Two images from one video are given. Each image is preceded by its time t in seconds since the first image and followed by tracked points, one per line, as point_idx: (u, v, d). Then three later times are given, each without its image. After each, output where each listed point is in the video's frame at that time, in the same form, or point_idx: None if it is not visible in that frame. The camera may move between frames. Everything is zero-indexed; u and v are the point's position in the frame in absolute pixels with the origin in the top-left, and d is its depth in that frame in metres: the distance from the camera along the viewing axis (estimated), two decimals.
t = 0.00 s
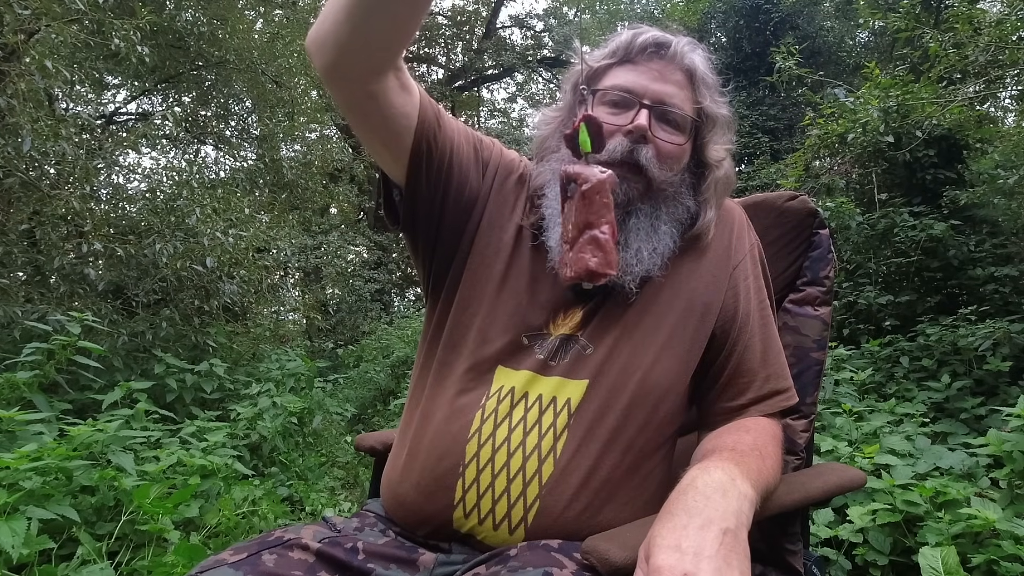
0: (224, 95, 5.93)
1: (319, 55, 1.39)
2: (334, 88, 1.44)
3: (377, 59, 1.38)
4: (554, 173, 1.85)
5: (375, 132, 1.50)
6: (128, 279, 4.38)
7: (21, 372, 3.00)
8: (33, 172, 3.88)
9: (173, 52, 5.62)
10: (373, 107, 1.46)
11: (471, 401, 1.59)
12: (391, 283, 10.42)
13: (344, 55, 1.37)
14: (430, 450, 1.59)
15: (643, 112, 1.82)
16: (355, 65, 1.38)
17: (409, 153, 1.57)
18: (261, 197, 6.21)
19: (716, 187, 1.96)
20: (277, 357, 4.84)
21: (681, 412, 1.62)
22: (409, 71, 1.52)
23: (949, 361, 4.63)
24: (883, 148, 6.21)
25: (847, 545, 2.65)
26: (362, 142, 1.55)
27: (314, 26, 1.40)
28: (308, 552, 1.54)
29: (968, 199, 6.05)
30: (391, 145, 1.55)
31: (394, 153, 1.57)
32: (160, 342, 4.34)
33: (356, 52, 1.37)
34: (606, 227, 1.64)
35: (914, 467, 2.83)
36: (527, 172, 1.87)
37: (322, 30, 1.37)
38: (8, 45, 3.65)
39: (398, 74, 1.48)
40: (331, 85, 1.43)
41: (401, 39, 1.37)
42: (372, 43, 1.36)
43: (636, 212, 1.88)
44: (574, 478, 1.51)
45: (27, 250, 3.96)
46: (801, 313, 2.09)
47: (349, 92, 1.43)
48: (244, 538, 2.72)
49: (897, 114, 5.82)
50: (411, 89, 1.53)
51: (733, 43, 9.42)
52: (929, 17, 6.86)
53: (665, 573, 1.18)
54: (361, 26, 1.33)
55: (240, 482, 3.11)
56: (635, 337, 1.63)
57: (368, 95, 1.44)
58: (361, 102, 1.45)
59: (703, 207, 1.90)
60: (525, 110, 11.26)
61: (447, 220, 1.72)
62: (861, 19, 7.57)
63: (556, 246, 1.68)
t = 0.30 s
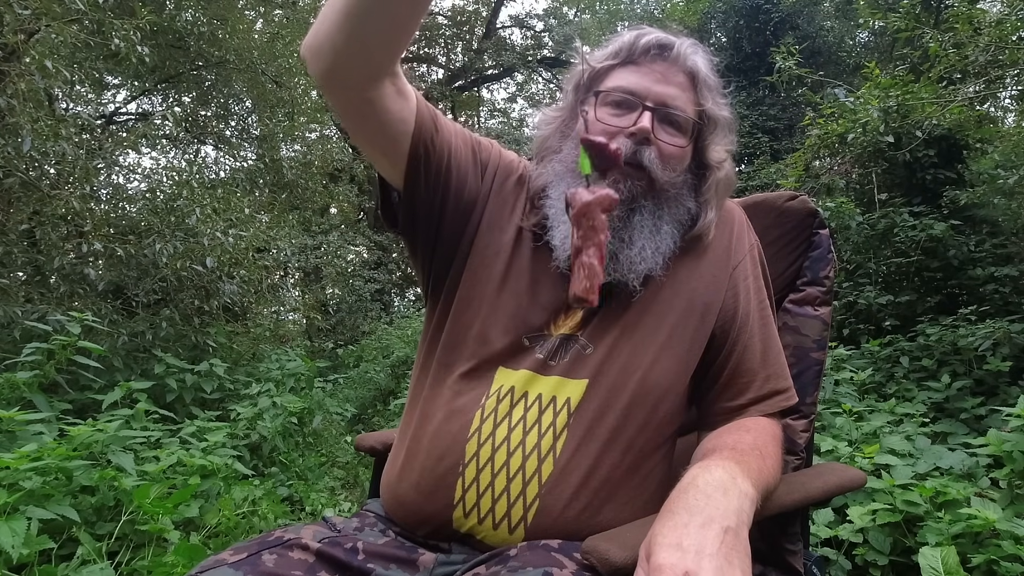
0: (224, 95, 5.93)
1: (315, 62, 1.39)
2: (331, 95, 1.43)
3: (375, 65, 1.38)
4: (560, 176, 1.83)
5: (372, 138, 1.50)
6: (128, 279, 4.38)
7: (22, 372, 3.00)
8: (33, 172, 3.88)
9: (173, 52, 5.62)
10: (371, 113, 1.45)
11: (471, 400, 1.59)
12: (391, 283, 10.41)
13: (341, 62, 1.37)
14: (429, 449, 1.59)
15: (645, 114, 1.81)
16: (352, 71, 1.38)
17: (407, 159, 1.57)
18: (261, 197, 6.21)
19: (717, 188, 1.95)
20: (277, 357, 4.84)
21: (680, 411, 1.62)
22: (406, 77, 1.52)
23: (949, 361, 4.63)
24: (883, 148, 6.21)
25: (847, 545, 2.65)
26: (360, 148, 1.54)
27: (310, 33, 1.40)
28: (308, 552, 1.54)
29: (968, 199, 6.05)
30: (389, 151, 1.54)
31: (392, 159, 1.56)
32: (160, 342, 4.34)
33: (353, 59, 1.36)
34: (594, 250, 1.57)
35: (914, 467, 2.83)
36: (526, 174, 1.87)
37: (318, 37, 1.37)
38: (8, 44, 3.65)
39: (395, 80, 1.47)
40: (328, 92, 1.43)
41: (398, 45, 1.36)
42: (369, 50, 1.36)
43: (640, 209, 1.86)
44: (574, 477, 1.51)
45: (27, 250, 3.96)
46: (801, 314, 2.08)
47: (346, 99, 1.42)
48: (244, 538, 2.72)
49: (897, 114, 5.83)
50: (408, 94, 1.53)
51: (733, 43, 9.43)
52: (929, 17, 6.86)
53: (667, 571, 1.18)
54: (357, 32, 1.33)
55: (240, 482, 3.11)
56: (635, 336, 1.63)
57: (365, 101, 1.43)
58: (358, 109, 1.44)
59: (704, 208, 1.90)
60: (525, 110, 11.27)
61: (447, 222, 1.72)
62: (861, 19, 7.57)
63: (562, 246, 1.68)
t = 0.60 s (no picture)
0: (224, 95, 5.93)
1: (311, 69, 1.39)
2: (327, 102, 1.43)
3: (371, 72, 1.38)
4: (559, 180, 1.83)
5: (369, 143, 1.50)
6: (128, 279, 4.38)
7: (22, 372, 3.00)
8: (33, 172, 3.88)
9: (173, 52, 5.62)
10: (367, 119, 1.45)
11: (471, 401, 1.60)
12: (391, 283, 10.39)
13: (336, 69, 1.37)
14: (430, 450, 1.60)
15: (642, 118, 1.81)
16: (349, 79, 1.38)
17: (405, 162, 1.57)
18: (261, 197, 6.20)
19: (717, 188, 1.96)
20: (277, 357, 4.84)
21: (681, 412, 1.62)
22: (402, 81, 1.51)
23: (949, 361, 4.63)
24: (883, 148, 6.20)
25: (847, 545, 2.65)
26: (357, 152, 1.54)
27: (304, 40, 1.40)
28: (308, 552, 1.54)
29: (968, 199, 6.05)
30: (387, 155, 1.54)
31: (390, 163, 1.56)
32: (160, 342, 4.34)
33: (349, 67, 1.36)
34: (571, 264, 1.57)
35: (914, 467, 2.83)
36: (526, 174, 1.86)
37: (313, 44, 1.37)
38: (7, 44, 3.65)
39: (392, 84, 1.47)
40: (324, 99, 1.43)
41: (392, 53, 1.36)
42: (365, 56, 1.35)
43: (640, 211, 1.86)
44: (574, 478, 1.51)
45: (27, 250, 3.96)
46: (801, 313, 2.08)
47: (342, 106, 1.42)
48: (244, 538, 2.72)
49: (897, 114, 5.82)
50: (405, 97, 1.52)
51: (733, 43, 9.44)
52: (929, 17, 6.85)
53: (667, 572, 1.18)
54: (351, 39, 1.33)
55: (240, 482, 3.11)
56: (635, 337, 1.62)
57: (361, 107, 1.43)
58: (354, 115, 1.44)
59: (705, 209, 1.90)
60: (525, 110, 11.28)
61: (447, 224, 1.71)
62: (861, 19, 7.57)
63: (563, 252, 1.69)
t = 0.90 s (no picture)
0: (224, 95, 5.93)
1: (312, 74, 1.39)
2: (328, 106, 1.43)
3: (371, 75, 1.38)
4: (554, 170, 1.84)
5: (370, 145, 1.50)
6: (128, 279, 4.38)
7: (22, 372, 3.00)
8: (33, 172, 3.88)
9: (173, 52, 5.62)
10: (367, 121, 1.45)
11: (471, 402, 1.60)
12: (391, 283, 10.37)
13: (336, 72, 1.37)
14: (431, 451, 1.60)
15: (631, 104, 1.81)
16: (349, 82, 1.38)
17: (405, 165, 1.57)
18: (261, 196, 6.20)
19: (711, 176, 1.97)
20: (277, 357, 4.84)
21: (681, 412, 1.62)
22: (402, 83, 1.51)
23: (949, 362, 4.63)
24: (883, 148, 6.20)
25: (847, 545, 2.64)
26: (358, 155, 1.54)
27: (303, 45, 1.40)
28: (308, 552, 1.54)
29: (968, 199, 6.05)
30: (388, 158, 1.54)
31: (391, 166, 1.56)
32: (160, 342, 4.35)
33: (349, 71, 1.36)
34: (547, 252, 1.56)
35: (914, 467, 2.83)
36: (526, 173, 1.84)
37: (313, 49, 1.37)
38: (8, 44, 3.65)
39: (391, 87, 1.47)
40: (325, 102, 1.43)
41: (391, 53, 1.36)
42: (365, 60, 1.36)
43: (635, 197, 1.86)
44: (575, 478, 1.51)
45: (27, 249, 3.96)
46: (801, 313, 2.08)
47: (342, 109, 1.42)
48: (244, 538, 2.72)
49: (897, 114, 5.82)
50: (404, 100, 1.52)
51: (733, 43, 9.45)
52: (929, 17, 6.85)
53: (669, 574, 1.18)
54: (350, 41, 1.33)
55: (240, 482, 3.11)
56: (635, 337, 1.63)
57: (361, 110, 1.43)
58: (355, 118, 1.44)
59: (700, 196, 1.91)
60: (525, 111, 11.28)
61: (447, 225, 1.71)
62: (861, 19, 7.57)
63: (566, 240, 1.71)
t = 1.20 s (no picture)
0: (224, 95, 5.93)
1: (311, 76, 1.39)
2: (328, 108, 1.43)
3: (371, 75, 1.38)
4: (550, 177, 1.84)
5: (369, 146, 1.49)
6: (128, 279, 4.38)
7: (22, 372, 3.00)
8: (33, 172, 3.88)
9: (173, 52, 5.62)
10: (366, 122, 1.45)
11: (470, 402, 1.60)
12: (391, 283, 10.35)
13: (336, 73, 1.37)
14: (430, 450, 1.60)
15: (628, 113, 1.82)
16: (349, 83, 1.38)
17: (404, 166, 1.57)
18: (261, 196, 6.20)
19: (709, 180, 1.97)
20: (277, 357, 4.84)
21: (680, 412, 1.62)
22: (401, 84, 1.51)
23: (949, 362, 4.63)
24: (883, 148, 6.20)
25: (847, 545, 2.64)
26: (357, 156, 1.54)
27: (303, 47, 1.40)
28: (308, 552, 1.54)
29: (968, 199, 6.05)
30: (388, 158, 1.54)
31: (391, 166, 1.56)
32: (160, 342, 4.35)
33: (349, 72, 1.37)
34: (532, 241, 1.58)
35: (914, 467, 2.83)
36: (525, 174, 1.83)
37: (313, 50, 1.37)
38: (8, 44, 3.65)
39: (391, 88, 1.47)
40: (324, 103, 1.43)
41: (391, 54, 1.36)
42: (365, 61, 1.36)
43: (630, 206, 1.86)
44: (574, 477, 1.51)
45: (27, 250, 3.96)
46: (801, 313, 2.08)
47: (341, 110, 1.42)
48: (244, 538, 2.72)
49: (897, 114, 5.82)
50: (404, 100, 1.52)
51: (733, 43, 9.46)
52: (929, 17, 6.85)
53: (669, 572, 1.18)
54: (350, 42, 1.33)
55: (240, 482, 3.11)
56: (634, 337, 1.63)
57: (361, 111, 1.43)
58: (353, 118, 1.44)
59: (698, 202, 1.91)
60: (525, 111, 11.28)
61: (446, 226, 1.71)
62: (861, 19, 7.58)
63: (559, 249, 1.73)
